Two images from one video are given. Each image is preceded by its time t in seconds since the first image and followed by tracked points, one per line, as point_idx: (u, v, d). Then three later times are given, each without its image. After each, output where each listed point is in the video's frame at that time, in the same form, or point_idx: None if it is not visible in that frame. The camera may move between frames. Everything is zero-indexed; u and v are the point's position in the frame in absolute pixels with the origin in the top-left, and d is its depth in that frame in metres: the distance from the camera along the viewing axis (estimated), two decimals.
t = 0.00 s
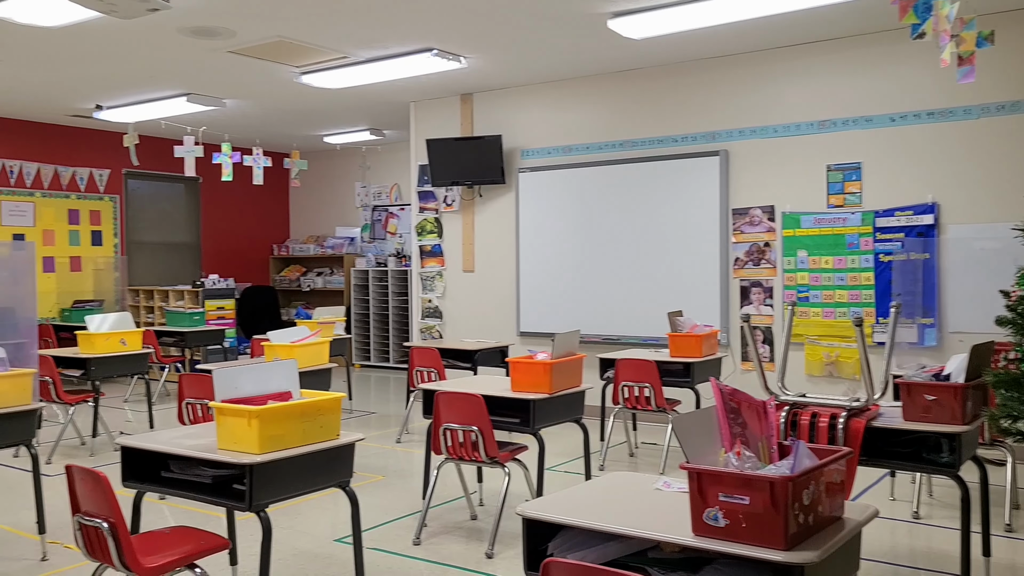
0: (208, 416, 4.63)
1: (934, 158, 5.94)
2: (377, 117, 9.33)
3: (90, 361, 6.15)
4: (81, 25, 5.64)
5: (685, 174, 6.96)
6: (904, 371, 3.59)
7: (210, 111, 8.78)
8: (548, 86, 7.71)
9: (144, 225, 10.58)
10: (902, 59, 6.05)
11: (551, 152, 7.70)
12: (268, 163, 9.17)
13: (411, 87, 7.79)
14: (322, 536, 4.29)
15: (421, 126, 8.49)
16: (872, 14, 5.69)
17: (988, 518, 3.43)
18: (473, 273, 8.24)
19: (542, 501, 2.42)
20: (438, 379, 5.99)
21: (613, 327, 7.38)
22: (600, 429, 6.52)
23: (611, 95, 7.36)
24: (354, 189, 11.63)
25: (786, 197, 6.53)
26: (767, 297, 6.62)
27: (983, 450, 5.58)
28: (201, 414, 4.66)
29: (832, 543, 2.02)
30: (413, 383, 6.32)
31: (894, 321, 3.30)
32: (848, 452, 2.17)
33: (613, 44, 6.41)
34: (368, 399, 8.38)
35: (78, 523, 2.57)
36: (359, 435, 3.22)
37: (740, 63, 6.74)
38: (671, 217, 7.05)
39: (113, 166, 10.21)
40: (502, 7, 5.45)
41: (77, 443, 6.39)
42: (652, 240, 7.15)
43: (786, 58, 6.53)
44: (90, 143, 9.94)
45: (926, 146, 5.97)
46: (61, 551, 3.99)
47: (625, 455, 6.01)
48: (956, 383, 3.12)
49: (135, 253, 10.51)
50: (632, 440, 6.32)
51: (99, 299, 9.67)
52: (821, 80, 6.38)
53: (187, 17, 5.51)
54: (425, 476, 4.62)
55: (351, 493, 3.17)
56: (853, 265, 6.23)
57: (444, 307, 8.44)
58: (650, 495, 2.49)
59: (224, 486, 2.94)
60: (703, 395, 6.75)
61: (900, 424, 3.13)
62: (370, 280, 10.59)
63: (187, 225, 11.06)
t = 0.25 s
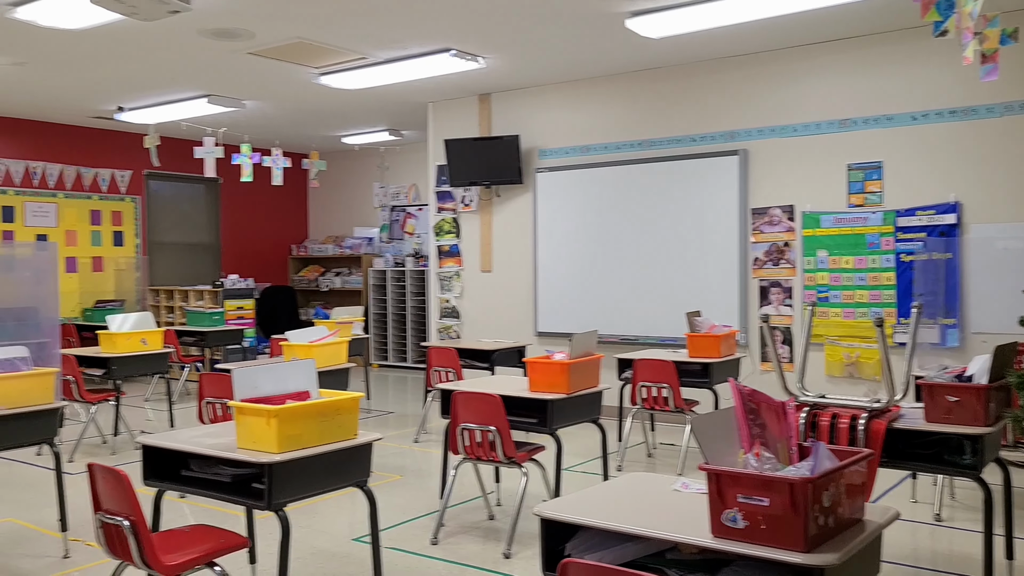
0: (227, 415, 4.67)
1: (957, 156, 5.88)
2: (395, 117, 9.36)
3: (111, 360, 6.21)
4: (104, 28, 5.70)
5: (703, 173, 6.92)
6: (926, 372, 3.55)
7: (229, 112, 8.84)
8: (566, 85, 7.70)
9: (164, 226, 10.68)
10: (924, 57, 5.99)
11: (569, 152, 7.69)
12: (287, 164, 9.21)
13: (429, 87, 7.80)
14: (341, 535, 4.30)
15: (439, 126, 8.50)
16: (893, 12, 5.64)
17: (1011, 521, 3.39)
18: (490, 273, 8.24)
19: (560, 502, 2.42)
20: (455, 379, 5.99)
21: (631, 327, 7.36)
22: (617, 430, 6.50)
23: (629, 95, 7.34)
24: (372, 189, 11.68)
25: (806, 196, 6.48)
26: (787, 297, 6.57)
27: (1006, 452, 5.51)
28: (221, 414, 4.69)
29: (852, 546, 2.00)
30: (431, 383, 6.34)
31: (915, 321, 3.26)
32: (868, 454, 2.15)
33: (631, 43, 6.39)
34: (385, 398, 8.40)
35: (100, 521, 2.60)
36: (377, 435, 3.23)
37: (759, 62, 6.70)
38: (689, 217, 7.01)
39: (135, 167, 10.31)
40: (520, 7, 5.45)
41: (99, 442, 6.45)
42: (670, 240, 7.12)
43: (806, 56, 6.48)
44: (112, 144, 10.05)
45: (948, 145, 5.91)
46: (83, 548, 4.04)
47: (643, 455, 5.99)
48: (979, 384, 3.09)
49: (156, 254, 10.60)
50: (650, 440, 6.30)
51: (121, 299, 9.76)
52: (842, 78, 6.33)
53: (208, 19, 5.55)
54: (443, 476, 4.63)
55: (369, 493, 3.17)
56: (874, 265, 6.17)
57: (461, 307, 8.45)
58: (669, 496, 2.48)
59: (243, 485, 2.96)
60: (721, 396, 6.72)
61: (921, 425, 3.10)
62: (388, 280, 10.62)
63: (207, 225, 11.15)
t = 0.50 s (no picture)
0: (254, 414, 4.70)
1: (988, 154, 5.79)
2: (419, 118, 9.39)
3: (140, 359, 6.29)
4: (133, 30, 5.78)
5: (729, 173, 6.87)
6: (958, 373, 3.49)
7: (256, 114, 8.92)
8: (590, 85, 7.68)
9: (192, 226, 10.80)
10: (955, 53, 5.91)
11: (593, 152, 7.67)
12: (313, 164, 9.27)
13: (453, 87, 7.82)
14: (366, 533, 4.32)
15: (463, 127, 8.51)
16: (923, 8, 5.56)
17: None
18: (515, 273, 8.24)
19: (585, 502, 2.41)
20: (479, 379, 6.00)
21: (655, 327, 7.33)
22: (642, 430, 6.47)
23: (654, 94, 7.31)
24: (397, 189, 11.72)
25: (834, 195, 6.42)
26: (814, 297, 6.51)
27: None
28: (248, 412, 4.72)
29: (882, 548, 1.97)
30: (455, 382, 6.35)
31: (946, 321, 3.20)
32: (898, 455, 2.12)
33: (656, 42, 6.36)
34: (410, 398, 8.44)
35: (129, 518, 2.63)
36: (402, 434, 3.24)
37: (786, 61, 6.64)
38: (715, 216, 6.97)
39: (163, 168, 10.43)
40: (545, 6, 5.45)
41: (128, 440, 6.54)
42: (696, 240, 7.08)
43: (833, 54, 6.41)
44: (140, 146, 10.17)
45: (979, 143, 5.82)
46: (113, 545, 4.09)
47: (669, 456, 5.96)
48: (1012, 385, 3.03)
49: (184, 254, 10.73)
50: (676, 441, 6.26)
51: (149, 300, 9.71)
52: (869, 76, 6.25)
53: (235, 21, 5.61)
54: (467, 475, 4.63)
55: (394, 492, 3.18)
56: (903, 265, 6.09)
57: (485, 307, 8.46)
58: (695, 498, 2.46)
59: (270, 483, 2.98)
60: (748, 397, 6.67)
61: (953, 428, 3.05)
62: (413, 280, 10.66)
63: (234, 226, 11.25)
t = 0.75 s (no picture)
0: (279, 413, 4.73)
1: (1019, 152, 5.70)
2: (442, 118, 9.41)
3: (167, 358, 6.36)
4: (160, 33, 5.84)
5: (754, 172, 6.82)
6: (989, 374, 3.43)
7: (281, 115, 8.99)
8: (613, 84, 7.66)
9: (218, 227, 10.90)
10: (984, 50, 5.82)
11: (616, 152, 7.65)
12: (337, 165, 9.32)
13: (476, 87, 7.82)
14: (390, 532, 4.34)
15: (486, 127, 8.52)
16: (952, 4, 5.48)
17: None
18: (538, 273, 8.23)
19: (608, 503, 2.40)
20: (502, 379, 6.00)
21: (679, 327, 7.29)
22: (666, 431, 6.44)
23: (677, 94, 7.28)
24: (421, 190, 11.76)
25: (860, 194, 6.35)
26: (840, 297, 6.44)
27: None
28: (272, 411, 4.75)
29: (910, 552, 1.94)
30: (478, 382, 6.35)
31: (976, 322, 3.15)
32: (927, 457, 2.09)
33: (679, 41, 6.33)
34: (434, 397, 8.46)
35: (156, 515, 2.66)
36: (426, 434, 3.25)
37: (811, 59, 6.57)
38: (739, 216, 6.92)
39: (190, 169, 10.55)
40: (568, 6, 5.44)
41: (155, 438, 6.61)
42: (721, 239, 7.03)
43: (860, 52, 6.34)
44: (167, 147, 10.29)
45: (1010, 141, 5.73)
46: (140, 542, 4.14)
47: (693, 457, 5.92)
48: None
49: (210, 254, 10.84)
50: (700, 442, 6.23)
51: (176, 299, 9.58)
52: (897, 73, 6.18)
53: (260, 23, 5.66)
54: (490, 475, 4.63)
55: (418, 492, 3.19)
56: (932, 264, 6.02)
57: (508, 307, 8.46)
58: (719, 499, 2.44)
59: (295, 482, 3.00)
60: (773, 398, 6.62)
61: (983, 430, 2.99)
62: (436, 280, 10.69)
63: (260, 226, 11.35)
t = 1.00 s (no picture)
0: (304, 412, 4.76)
1: None
2: (466, 118, 9.43)
3: (193, 358, 6.42)
4: (187, 36, 5.91)
5: (780, 171, 6.76)
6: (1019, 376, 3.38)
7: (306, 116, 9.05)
8: (637, 84, 7.63)
9: (244, 227, 11.00)
10: (1015, 47, 5.73)
11: (640, 151, 7.62)
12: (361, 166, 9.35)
13: (499, 87, 7.82)
14: (413, 531, 4.35)
15: (510, 127, 8.51)
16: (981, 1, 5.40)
17: None
18: (562, 272, 8.21)
19: (632, 504, 2.38)
20: (526, 379, 5.99)
21: (704, 327, 7.24)
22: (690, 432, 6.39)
23: (701, 93, 7.23)
24: (444, 190, 11.79)
25: (887, 193, 6.27)
26: (867, 297, 6.36)
27: None
28: (297, 410, 4.78)
29: (939, 556, 1.91)
30: (501, 382, 6.35)
31: (1006, 323, 3.08)
32: (956, 459, 2.06)
33: (703, 39, 6.29)
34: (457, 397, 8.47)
35: (183, 513, 2.68)
36: (449, 434, 3.25)
37: (837, 57, 6.50)
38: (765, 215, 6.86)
39: (216, 170, 10.65)
40: (591, 5, 5.42)
41: (182, 437, 6.68)
42: (746, 239, 6.97)
43: (886, 49, 6.27)
44: (194, 149, 10.40)
45: None
46: (167, 540, 4.18)
47: (717, 458, 5.89)
48: None
49: (236, 254, 10.94)
50: (724, 443, 6.18)
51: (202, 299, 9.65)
52: (924, 71, 6.10)
53: (286, 25, 5.70)
54: (513, 476, 4.63)
55: (441, 491, 3.19)
56: (961, 264, 5.93)
57: (531, 307, 8.45)
58: (744, 501, 2.42)
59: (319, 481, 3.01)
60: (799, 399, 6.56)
61: (1014, 432, 2.94)
62: (459, 280, 10.71)
63: (285, 226, 11.43)
